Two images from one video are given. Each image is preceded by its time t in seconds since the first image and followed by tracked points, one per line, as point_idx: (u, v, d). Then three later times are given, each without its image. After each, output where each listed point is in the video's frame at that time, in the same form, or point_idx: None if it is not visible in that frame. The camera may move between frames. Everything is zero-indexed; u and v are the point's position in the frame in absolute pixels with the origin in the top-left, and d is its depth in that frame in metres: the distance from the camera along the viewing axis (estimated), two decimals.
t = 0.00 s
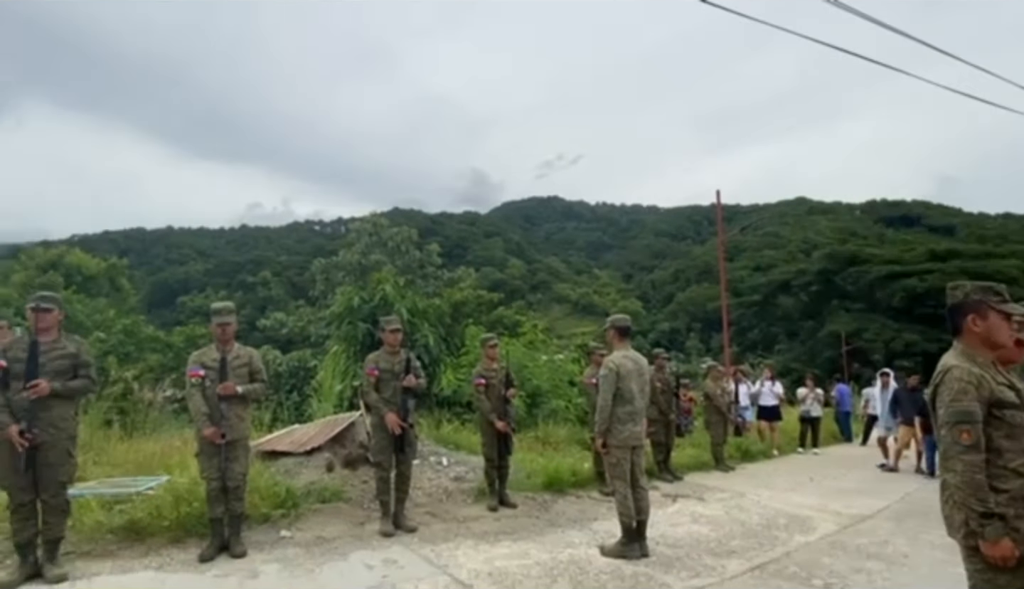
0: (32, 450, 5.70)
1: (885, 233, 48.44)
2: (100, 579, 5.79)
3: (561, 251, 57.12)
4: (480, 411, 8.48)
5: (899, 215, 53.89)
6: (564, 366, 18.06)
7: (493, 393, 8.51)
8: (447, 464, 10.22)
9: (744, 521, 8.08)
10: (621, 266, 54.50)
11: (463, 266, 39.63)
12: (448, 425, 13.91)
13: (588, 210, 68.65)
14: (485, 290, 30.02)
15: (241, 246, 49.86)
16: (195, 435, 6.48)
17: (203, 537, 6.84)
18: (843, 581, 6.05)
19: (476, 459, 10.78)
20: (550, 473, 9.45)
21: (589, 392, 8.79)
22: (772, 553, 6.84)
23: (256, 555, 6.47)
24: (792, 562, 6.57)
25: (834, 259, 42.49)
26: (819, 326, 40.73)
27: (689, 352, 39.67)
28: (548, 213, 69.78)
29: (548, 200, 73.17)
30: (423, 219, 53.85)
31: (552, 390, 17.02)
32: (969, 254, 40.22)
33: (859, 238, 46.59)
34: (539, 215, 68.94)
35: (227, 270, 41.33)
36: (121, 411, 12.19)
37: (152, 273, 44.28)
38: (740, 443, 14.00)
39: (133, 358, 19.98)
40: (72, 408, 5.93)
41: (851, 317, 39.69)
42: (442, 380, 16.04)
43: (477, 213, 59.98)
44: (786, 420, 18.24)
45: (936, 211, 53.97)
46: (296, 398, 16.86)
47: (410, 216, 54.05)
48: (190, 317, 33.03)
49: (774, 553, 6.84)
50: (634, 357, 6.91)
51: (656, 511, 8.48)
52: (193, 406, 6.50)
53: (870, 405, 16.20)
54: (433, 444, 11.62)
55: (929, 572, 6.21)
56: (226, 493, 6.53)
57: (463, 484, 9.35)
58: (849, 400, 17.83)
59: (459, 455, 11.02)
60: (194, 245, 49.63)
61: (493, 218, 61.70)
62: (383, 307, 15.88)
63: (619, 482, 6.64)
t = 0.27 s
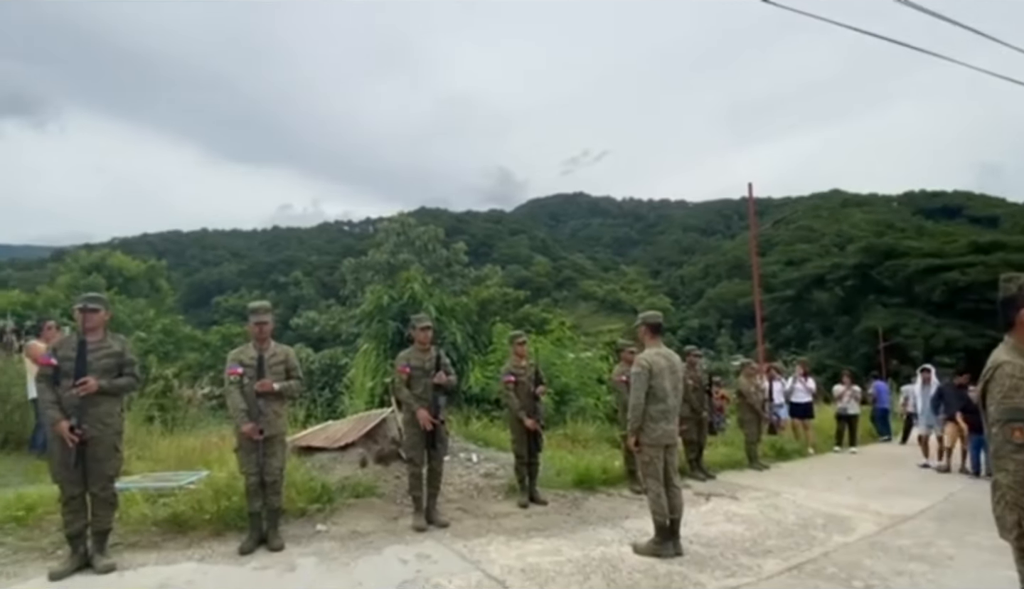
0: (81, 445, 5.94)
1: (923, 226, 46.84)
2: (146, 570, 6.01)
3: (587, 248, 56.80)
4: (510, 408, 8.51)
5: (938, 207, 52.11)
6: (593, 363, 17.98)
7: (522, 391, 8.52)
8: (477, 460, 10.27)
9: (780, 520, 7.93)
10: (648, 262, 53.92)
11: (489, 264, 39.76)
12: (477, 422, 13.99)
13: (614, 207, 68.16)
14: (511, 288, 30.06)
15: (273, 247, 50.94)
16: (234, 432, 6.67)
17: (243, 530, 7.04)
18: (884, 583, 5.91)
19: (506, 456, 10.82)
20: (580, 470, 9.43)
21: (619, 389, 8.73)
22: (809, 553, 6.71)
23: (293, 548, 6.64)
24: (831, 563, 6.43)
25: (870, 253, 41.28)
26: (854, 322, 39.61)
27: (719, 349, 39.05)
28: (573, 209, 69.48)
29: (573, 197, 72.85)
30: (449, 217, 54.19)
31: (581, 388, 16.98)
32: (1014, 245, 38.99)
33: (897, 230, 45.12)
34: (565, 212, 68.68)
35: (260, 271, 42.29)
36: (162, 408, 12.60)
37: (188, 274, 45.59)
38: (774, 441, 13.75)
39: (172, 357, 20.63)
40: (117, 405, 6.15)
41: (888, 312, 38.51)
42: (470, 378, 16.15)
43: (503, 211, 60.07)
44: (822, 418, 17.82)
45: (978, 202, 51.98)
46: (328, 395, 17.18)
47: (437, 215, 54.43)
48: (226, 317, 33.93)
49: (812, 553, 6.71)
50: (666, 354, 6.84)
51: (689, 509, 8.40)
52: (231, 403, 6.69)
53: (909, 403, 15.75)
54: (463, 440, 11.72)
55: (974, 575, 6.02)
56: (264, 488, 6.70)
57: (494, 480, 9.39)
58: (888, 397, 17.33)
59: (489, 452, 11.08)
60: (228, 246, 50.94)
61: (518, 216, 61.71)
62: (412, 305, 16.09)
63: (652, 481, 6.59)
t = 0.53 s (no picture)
0: (124, 442, 6.16)
1: (963, 217, 45.24)
2: (187, 562, 6.21)
3: (612, 245, 56.40)
4: (537, 406, 8.52)
5: (978, 198, 50.26)
6: (619, 361, 17.87)
7: (550, 389, 8.52)
8: (504, 458, 10.32)
9: (814, 521, 7.77)
10: (674, 258, 53.26)
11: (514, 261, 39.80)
12: (503, 419, 14.06)
13: (639, 203, 67.49)
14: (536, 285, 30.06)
15: (301, 247, 51.88)
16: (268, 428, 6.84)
17: (278, 524, 7.21)
18: (924, 586, 5.75)
19: (533, 453, 10.84)
20: (608, 468, 9.39)
21: (647, 387, 8.66)
22: (845, 554, 6.56)
23: (326, 542, 6.78)
24: (868, 564, 6.29)
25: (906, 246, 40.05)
26: (890, 317, 38.48)
27: (748, 346, 38.38)
28: (597, 205, 69.03)
29: (598, 193, 72.35)
30: (473, 216, 54.39)
31: (607, 385, 16.90)
32: None
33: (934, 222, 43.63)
34: (589, 209, 68.28)
35: (289, 271, 43.14)
36: (199, 406, 12.99)
37: (221, 274, 46.77)
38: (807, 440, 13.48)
39: (207, 355, 21.20)
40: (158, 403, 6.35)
41: (925, 307, 37.31)
42: (497, 375, 16.22)
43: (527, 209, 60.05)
44: (856, 416, 17.44)
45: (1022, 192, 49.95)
46: (357, 392, 17.46)
47: (461, 213, 54.68)
48: (257, 316, 34.74)
49: (848, 555, 6.57)
50: (697, 351, 6.77)
51: (720, 508, 8.29)
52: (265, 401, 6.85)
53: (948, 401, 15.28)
54: (490, 437, 11.78)
55: (1021, 578, 5.82)
56: (298, 483, 6.85)
57: (521, 478, 9.42)
58: (925, 395, 16.86)
59: (516, 449, 11.11)
60: (258, 247, 52.07)
61: (542, 213, 61.60)
62: (438, 304, 16.23)
63: (683, 480, 6.52)
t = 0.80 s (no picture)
0: (159, 437, 6.35)
1: (998, 210, 43.82)
2: (218, 554, 6.36)
3: (633, 241, 55.97)
4: (560, 404, 8.51)
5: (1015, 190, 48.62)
6: (642, 358, 17.72)
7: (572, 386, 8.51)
8: (527, 455, 10.33)
9: (844, 520, 7.62)
10: (697, 254, 52.56)
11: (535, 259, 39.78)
12: (526, 416, 14.08)
13: (660, 199, 66.82)
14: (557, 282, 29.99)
15: (324, 247, 52.61)
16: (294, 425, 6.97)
17: (304, 519, 7.34)
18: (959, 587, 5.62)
19: (555, 451, 10.83)
20: (632, 466, 9.34)
21: (672, 384, 8.58)
22: (877, 555, 6.43)
23: (353, 537, 6.88)
24: (900, 565, 6.15)
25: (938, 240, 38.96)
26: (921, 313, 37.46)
27: (773, 343, 37.75)
28: (618, 201, 68.55)
29: (618, 189, 71.84)
30: (494, 213, 54.48)
31: (630, 383, 16.80)
32: None
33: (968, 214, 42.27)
34: (610, 205, 67.81)
35: (313, 270, 43.79)
36: (228, 403, 13.30)
37: (247, 274, 47.70)
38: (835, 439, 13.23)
39: (235, 352, 21.64)
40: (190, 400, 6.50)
41: (959, 302, 36.23)
42: (518, 373, 16.24)
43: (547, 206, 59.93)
44: (885, 414, 17.07)
45: None
46: (380, 389, 17.67)
47: (481, 211, 54.82)
48: (283, 315, 35.34)
49: (880, 555, 6.43)
50: (723, 348, 6.68)
51: (746, 507, 8.18)
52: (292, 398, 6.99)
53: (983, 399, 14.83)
54: (513, 435, 11.81)
55: None
56: (324, 478, 6.96)
57: (544, 475, 9.43)
58: (957, 393, 16.44)
59: (538, 446, 11.12)
60: (282, 247, 52.95)
61: (562, 210, 61.40)
62: (460, 301, 16.32)
63: (708, 478, 6.46)
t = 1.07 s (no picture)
0: (182, 433, 6.48)
1: None
2: (239, 548, 6.48)
3: (649, 238, 55.56)
4: (576, 401, 8.49)
5: None
6: (659, 355, 17.61)
7: (587, 384, 8.49)
8: (542, 452, 10.33)
9: (865, 520, 7.50)
10: (715, 250, 52.02)
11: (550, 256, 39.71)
12: (541, 414, 14.08)
13: (677, 195, 66.18)
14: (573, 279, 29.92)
15: (341, 245, 53.10)
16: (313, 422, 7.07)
17: (323, 514, 7.44)
18: None
19: (571, 448, 10.82)
20: (648, 464, 9.29)
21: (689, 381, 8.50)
22: (899, 555, 6.32)
23: (370, 532, 6.95)
24: (923, 566, 6.04)
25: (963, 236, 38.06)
26: (946, 309, 36.63)
27: (792, 340, 37.24)
28: (634, 197, 68.09)
29: (635, 185, 71.33)
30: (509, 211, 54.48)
31: (647, 380, 16.71)
32: None
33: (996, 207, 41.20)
34: (626, 201, 67.36)
35: (330, 268, 44.22)
36: (248, 399, 13.52)
37: (266, 272, 48.35)
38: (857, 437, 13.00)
39: (255, 350, 21.96)
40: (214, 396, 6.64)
41: (985, 297, 35.36)
42: (534, 370, 16.25)
43: (562, 203, 59.76)
44: (909, 413, 16.75)
45: None
46: (397, 386, 17.81)
47: (497, 208, 54.84)
48: (301, 313, 35.76)
49: (903, 556, 6.32)
50: (741, 345, 6.61)
51: (765, 506, 8.08)
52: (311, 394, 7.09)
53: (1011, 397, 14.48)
54: (529, 432, 11.83)
55: None
56: (342, 474, 7.05)
57: (560, 472, 9.43)
58: (983, 390, 16.06)
59: (554, 444, 11.12)
60: (300, 246, 53.56)
61: (578, 207, 61.16)
62: (475, 299, 16.38)
63: (726, 476, 6.39)
